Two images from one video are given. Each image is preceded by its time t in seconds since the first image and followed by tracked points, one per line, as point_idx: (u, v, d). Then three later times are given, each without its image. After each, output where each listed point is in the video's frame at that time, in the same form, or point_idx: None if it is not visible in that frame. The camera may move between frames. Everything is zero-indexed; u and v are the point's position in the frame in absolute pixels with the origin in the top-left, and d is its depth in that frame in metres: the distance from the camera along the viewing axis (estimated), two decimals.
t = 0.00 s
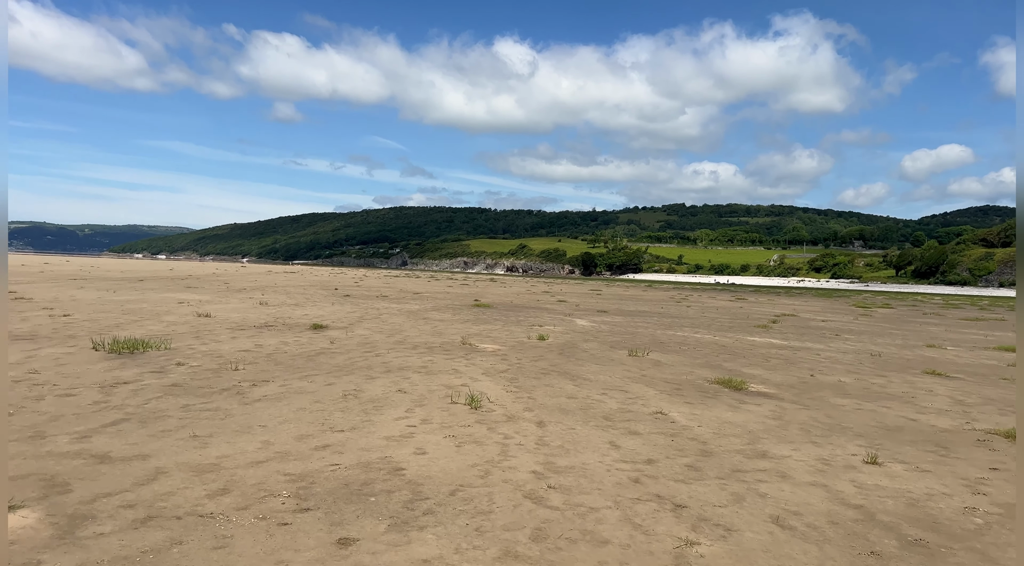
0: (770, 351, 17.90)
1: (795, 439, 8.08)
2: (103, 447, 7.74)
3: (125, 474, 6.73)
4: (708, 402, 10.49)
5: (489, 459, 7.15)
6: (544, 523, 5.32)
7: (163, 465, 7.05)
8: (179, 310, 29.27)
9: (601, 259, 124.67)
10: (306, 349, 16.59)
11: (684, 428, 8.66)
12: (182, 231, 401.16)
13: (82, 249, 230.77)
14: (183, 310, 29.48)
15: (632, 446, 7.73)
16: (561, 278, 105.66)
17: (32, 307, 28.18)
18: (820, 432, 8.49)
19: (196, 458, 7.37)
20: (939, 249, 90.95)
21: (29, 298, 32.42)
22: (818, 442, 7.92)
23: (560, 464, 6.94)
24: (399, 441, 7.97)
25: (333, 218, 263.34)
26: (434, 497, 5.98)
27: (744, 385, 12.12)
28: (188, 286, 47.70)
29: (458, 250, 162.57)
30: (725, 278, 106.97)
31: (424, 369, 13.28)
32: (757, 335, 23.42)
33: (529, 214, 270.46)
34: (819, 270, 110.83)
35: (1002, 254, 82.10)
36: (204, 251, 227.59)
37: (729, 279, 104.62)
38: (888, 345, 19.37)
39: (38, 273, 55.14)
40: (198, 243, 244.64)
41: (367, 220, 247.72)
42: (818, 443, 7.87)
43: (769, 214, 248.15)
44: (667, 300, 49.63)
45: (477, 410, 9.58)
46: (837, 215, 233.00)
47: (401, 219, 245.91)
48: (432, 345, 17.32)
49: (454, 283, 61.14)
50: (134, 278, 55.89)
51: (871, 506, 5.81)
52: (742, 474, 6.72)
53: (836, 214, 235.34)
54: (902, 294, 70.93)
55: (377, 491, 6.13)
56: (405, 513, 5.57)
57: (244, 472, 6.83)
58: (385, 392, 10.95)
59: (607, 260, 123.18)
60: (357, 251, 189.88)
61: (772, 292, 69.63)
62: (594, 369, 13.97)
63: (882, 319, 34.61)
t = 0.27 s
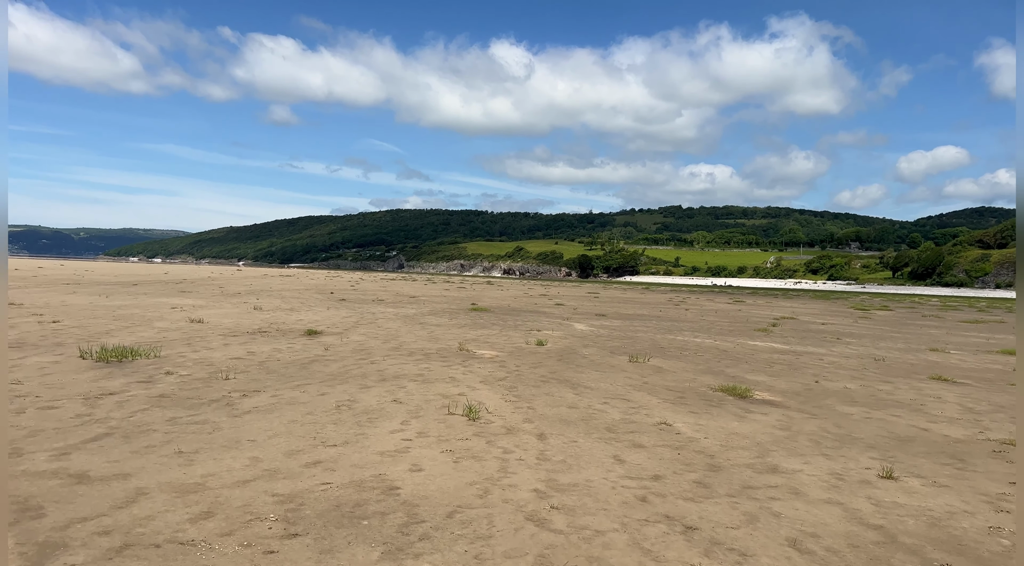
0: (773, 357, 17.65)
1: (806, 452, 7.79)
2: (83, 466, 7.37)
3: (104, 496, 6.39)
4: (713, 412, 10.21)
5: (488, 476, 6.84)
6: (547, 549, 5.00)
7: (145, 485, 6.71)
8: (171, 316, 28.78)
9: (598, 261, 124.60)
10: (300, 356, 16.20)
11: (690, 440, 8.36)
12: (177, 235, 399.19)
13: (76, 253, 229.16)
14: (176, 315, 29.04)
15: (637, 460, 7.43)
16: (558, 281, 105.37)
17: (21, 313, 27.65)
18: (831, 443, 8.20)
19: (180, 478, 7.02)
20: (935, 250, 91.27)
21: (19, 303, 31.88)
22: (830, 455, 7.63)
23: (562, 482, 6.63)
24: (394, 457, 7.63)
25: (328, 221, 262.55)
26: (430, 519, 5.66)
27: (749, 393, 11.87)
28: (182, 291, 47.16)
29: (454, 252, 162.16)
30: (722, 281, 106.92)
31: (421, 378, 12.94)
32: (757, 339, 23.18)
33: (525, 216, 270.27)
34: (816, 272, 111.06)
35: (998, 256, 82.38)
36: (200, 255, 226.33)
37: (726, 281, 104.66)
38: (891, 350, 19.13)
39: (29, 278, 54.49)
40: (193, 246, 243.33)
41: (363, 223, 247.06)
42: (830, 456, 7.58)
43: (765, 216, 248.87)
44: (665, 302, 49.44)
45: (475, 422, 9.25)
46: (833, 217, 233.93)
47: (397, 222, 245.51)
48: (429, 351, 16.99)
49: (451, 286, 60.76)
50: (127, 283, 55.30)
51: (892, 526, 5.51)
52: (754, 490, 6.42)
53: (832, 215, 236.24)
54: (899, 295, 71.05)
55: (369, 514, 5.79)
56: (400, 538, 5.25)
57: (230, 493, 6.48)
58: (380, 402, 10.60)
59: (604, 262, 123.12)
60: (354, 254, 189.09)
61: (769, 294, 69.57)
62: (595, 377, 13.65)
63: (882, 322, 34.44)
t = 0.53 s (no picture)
0: (775, 357, 17.39)
1: (819, 456, 7.50)
2: (63, 474, 7.01)
3: (82, 507, 6.03)
4: (720, 414, 9.92)
5: (489, 483, 6.52)
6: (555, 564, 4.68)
7: (127, 496, 6.36)
8: (164, 317, 28.31)
9: (594, 262, 124.55)
10: (294, 358, 15.82)
11: (698, 444, 8.06)
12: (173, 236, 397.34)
13: (72, 255, 227.23)
14: (169, 317, 28.59)
15: (645, 466, 7.12)
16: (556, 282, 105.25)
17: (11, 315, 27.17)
18: (845, 446, 7.90)
19: (166, 488, 6.67)
20: (931, 250, 91.59)
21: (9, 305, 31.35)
22: (844, 459, 7.34)
23: (568, 489, 6.31)
24: (392, 463, 7.30)
25: (325, 222, 261.73)
26: (429, 531, 5.33)
27: (756, 395, 11.62)
28: (176, 292, 46.68)
29: (452, 253, 161.81)
30: (719, 281, 106.96)
31: (418, 379, 12.59)
32: (758, 339, 22.95)
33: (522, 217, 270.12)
34: (812, 272, 111.30)
35: (994, 255, 82.72)
36: (195, 256, 225.08)
37: (723, 282, 104.69)
38: (894, 349, 18.93)
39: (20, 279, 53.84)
40: (189, 248, 242.23)
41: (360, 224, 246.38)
42: (845, 460, 7.27)
43: (761, 216, 249.58)
44: (663, 303, 49.28)
45: (476, 426, 8.92)
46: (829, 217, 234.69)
47: (394, 223, 244.96)
48: (426, 352, 16.66)
49: (448, 287, 60.33)
50: (122, 284, 54.78)
51: (917, 536, 5.21)
52: (768, 497, 6.12)
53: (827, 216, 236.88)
54: (897, 295, 71.18)
55: (365, 525, 5.46)
56: (397, 552, 4.93)
57: (217, 503, 6.14)
58: (377, 405, 10.25)
59: (601, 263, 123.07)
60: (350, 255, 188.33)
61: (767, 295, 69.53)
62: (597, 378, 13.34)
63: (881, 322, 34.33)
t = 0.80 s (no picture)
0: (777, 360, 17.16)
1: (831, 464, 7.23)
2: (40, 490, 6.66)
3: (58, 527, 5.68)
4: (725, 420, 9.65)
5: (489, 497, 6.21)
6: None
7: (106, 514, 6.01)
8: (155, 321, 27.81)
9: (590, 263, 124.54)
10: (286, 363, 15.43)
11: (705, 453, 7.77)
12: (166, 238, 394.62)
13: (64, 258, 225.16)
14: (160, 320, 28.11)
15: (652, 477, 6.81)
16: (552, 283, 105.02)
17: None
18: (856, 454, 7.64)
19: (149, 504, 6.33)
20: (925, 250, 92.04)
21: None
22: (857, 467, 7.07)
23: (572, 503, 6.01)
24: (386, 475, 6.98)
25: (319, 224, 260.73)
26: (427, 551, 5.02)
27: (760, 400, 11.35)
28: (168, 295, 46.08)
29: (447, 255, 161.33)
30: (715, 281, 106.98)
31: (414, 385, 12.25)
32: (758, 341, 22.74)
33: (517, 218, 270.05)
34: (807, 272, 111.69)
35: (988, 255, 83.18)
36: (189, 258, 223.48)
37: (718, 282, 104.82)
38: (895, 351, 18.77)
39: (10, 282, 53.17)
40: (183, 250, 240.54)
41: (355, 225, 245.52)
42: (858, 469, 7.01)
43: (756, 217, 250.55)
44: (660, 304, 49.13)
45: (474, 435, 8.60)
46: (824, 218, 235.70)
47: (389, 224, 244.26)
48: (422, 356, 16.32)
49: (443, 289, 59.96)
50: (114, 287, 54.06)
51: (942, 553, 4.93)
52: (782, 510, 5.83)
53: (822, 216, 238.06)
54: (892, 295, 71.35)
55: (358, 546, 5.14)
56: None
57: (201, 521, 5.81)
58: (371, 412, 9.92)
59: (596, 263, 123.08)
60: (345, 257, 187.45)
61: (763, 295, 69.60)
62: (597, 382, 13.04)
63: (879, 323, 34.26)
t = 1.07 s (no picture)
0: (777, 360, 16.91)
1: (841, 469, 6.95)
2: (8, 502, 6.26)
3: (22, 543, 5.31)
4: (728, 423, 9.36)
5: (485, 507, 5.87)
6: None
7: (77, 528, 5.63)
8: (144, 322, 27.26)
9: (585, 262, 124.49)
10: (276, 364, 15.02)
11: (710, 458, 7.46)
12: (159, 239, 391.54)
13: (55, 259, 223.04)
14: (148, 321, 27.56)
15: (656, 484, 6.50)
16: (547, 282, 104.84)
17: None
18: (866, 457, 7.37)
19: (124, 516, 5.95)
20: (919, 249, 92.52)
21: None
22: (869, 472, 6.78)
23: (573, 513, 5.69)
24: (377, 483, 6.63)
25: (313, 224, 259.46)
26: None
27: (763, 401, 11.10)
28: (159, 296, 45.47)
29: (442, 254, 160.81)
30: (709, 280, 107.13)
31: (407, 386, 11.90)
32: (756, 340, 22.54)
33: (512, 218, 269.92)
34: (801, 271, 112.10)
35: (981, 253, 83.68)
36: (182, 258, 221.71)
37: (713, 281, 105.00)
38: (895, 350, 18.61)
39: None
40: (176, 250, 238.65)
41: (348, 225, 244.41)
42: (869, 473, 6.73)
43: (750, 216, 251.50)
44: (655, 303, 48.99)
45: (469, 439, 8.27)
46: (817, 217, 236.97)
47: (383, 224, 243.35)
48: (415, 357, 15.96)
49: (437, 289, 59.53)
50: (104, 287, 53.29)
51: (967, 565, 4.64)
52: (794, 519, 5.53)
53: (815, 215, 239.51)
54: (886, 293, 71.67)
55: (345, 561, 4.80)
56: None
57: (179, 535, 5.45)
58: (363, 416, 9.56)
59: (591, 263, 123.06)
60: (340, 257, 186.47)
61: (757, 294, 69.65)
62: (595, 383, 12.75)
63: (876, 322, 34.27)
